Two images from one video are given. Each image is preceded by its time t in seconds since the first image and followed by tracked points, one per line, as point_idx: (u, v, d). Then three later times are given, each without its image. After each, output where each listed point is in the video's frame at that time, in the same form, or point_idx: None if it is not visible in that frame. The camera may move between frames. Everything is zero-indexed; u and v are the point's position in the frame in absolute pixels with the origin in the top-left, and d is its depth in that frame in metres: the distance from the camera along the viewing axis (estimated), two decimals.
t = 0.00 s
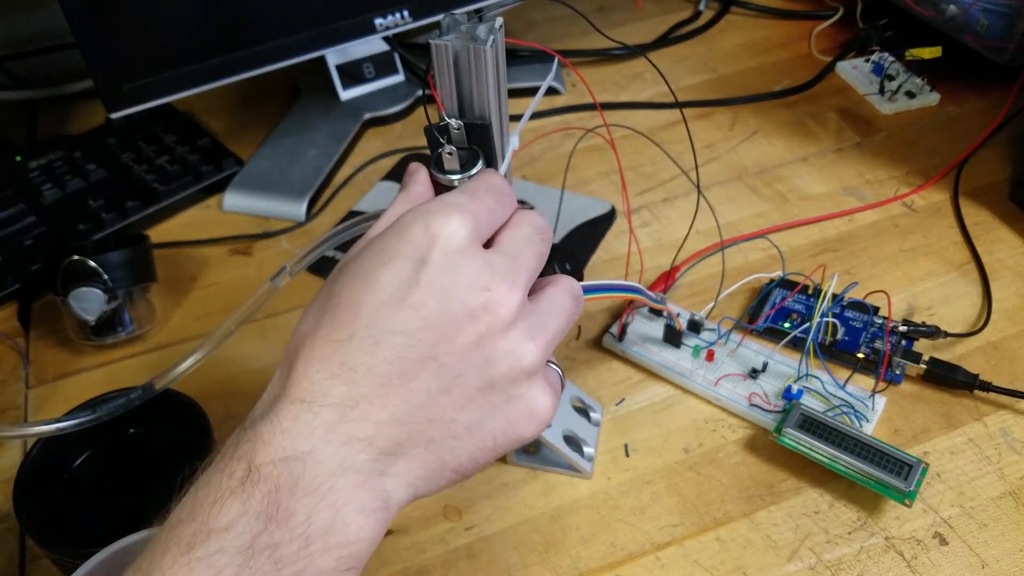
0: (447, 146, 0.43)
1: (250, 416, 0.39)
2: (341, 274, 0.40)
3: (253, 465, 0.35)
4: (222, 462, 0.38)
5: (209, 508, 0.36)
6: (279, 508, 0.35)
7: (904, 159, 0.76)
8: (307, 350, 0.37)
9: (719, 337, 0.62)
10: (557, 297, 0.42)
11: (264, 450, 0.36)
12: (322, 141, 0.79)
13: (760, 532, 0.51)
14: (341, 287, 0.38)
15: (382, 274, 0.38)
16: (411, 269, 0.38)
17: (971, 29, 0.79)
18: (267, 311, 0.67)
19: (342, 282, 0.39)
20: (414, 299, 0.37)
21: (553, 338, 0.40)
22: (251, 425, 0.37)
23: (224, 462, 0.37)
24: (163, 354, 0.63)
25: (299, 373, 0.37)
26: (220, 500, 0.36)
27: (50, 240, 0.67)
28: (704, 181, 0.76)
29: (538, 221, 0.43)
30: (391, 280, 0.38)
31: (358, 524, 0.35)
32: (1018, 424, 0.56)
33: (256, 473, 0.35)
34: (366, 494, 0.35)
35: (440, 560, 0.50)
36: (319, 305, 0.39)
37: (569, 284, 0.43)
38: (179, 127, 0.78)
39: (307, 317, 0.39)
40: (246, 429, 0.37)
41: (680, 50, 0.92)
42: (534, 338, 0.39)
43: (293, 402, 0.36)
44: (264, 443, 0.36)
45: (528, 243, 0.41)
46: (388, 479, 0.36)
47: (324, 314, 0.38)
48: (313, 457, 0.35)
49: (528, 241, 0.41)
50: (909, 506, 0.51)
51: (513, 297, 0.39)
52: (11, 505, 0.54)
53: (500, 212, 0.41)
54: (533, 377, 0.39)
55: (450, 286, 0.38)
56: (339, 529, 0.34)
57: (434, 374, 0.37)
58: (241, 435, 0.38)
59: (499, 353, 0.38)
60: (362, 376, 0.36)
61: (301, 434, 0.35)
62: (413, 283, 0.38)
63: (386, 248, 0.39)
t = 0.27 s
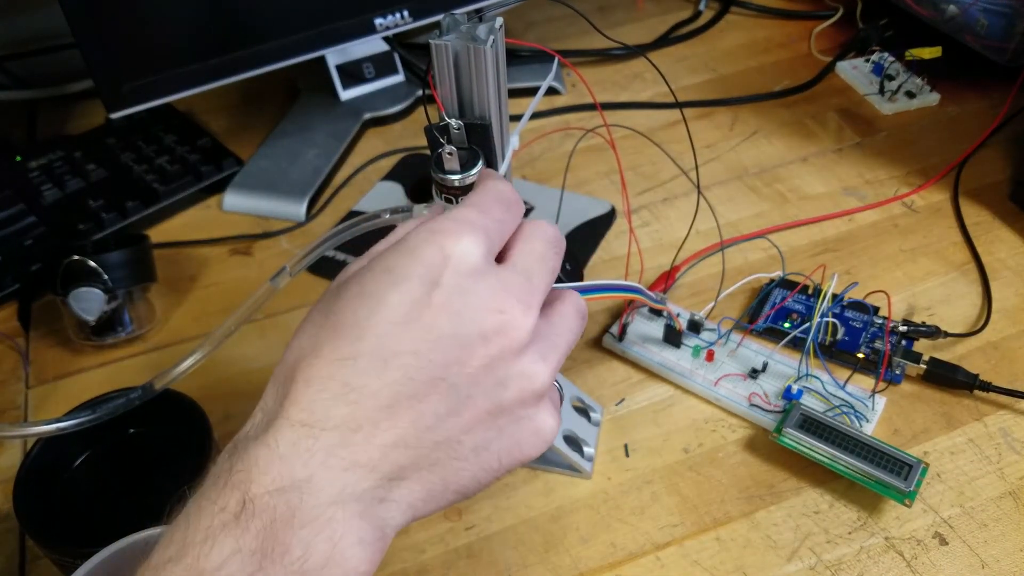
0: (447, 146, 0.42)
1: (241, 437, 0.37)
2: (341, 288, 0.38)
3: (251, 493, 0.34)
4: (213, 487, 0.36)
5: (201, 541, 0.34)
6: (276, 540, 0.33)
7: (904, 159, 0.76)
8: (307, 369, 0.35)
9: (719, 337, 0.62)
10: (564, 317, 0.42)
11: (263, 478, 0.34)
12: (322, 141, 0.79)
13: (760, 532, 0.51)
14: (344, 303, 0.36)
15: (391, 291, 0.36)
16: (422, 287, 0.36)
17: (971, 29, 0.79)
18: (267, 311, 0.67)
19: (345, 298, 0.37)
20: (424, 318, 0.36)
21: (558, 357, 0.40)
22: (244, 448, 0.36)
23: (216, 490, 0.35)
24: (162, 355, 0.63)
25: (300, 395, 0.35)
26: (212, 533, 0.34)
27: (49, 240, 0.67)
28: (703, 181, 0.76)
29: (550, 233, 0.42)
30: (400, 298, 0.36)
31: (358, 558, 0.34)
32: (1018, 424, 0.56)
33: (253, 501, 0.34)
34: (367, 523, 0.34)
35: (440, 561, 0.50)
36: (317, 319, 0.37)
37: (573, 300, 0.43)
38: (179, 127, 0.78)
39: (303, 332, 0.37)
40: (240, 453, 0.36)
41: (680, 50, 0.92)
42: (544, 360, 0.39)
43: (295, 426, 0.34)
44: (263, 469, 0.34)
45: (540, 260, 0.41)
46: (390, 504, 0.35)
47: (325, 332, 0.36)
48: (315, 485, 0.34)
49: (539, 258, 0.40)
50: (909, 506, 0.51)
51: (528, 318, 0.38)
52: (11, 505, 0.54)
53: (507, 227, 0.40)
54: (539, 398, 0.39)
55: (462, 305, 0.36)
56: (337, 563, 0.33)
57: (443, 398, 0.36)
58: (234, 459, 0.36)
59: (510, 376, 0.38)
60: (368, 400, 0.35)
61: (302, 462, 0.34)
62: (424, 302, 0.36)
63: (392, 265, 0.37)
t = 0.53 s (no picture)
0: (447, 147, 0.42)
1: (242, 429, 0.36)
2: (353, 278, 0.37)
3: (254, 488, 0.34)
4: (210, 480, 0.35)
5: (197, 537, 0.34)
6: (276, 541, 0.33)
7: (904, 159, 0.76)
8: (318, 363, 0.35)
9: (719, 337, 0.62)
10: (568, 328, 0.43)
11: (268, 474, 0.34)
12: (323, 141, 0.79)
13: (760, 532, 0.51)
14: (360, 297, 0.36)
15: (410, 288, 0.36)
16: (442, 286, 0.36)
17: (971, 29, 0.79)
18: (267, 311, 0.67)
19: (360, 291, 0.36)
20: (443, 318, 0.36)
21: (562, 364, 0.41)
22: (245, 441, 0.35)
23: (215, 485, 0.35)
24: (163, 355, 0.63)
25: (311, 391, 0.34)
26: (209, 530, 0.34)
27: (49, 240, 0.67)
28: (704, 181, 0.76)
29: (569, 239, 0.42)
30: (419, 296, 0.36)
31: (356, 562, 0.34)
32: (1018, 424, 0.56)
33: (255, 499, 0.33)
34: (365, 526, 0.35)
35: (440, 561, 0.50)
36: (327, 311, 0.36)
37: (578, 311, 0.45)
38: (179, 127, 0.78)
39: (311, 322, 0.37)
40: (242, 446, 0.35)
41: (680, 50, 0.92)
42: (555, 366, 0.40)
43: (305, 421, 0.34)
44: (269, 466, 0.34)
45: (558, 266, 0.41)
46: (388, 506, 0.36)
47: (338, 326, 0.35)
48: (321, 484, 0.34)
49: (556, 263, 0.41)
50: (909, 506, 0.51)
51: (545, 325, 0.38)
52: (11, 505, 0.54)
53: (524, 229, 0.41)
54: (544, 405, 0.40)
55: (481, 307, 0.37)
56: (335, 567, 0.33)
57: (454, 400, 0.36)
58: (234, 451, 0.35)
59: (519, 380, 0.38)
60: (379, 400, 0.34)
61: (311, 460, 0.34)
62: (442, 301, 0.36)
63: (410, 261, 0.37)
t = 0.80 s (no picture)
0: (447, 147, 0.42)
1: (253, 418, 0.36)
2: (368, 268, 0.37)
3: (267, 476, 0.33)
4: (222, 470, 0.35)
5: (209, 525, 0.33)
6: (287, 530, 0.33)
7: (904, 159, 0.76)
8: (333, 350, 0.35)
9: (719, 337, 0.62)
10: (574, 328, 0.44)
11: (283, 461, 0.33)
12: (323, 141, 0.79)
13: (760, 532, 0.51)
14: (376, 285, 0.36)
15: (425, 276, 0.36)
16: (456, 276, 0.37)
17: (971, 29, 0.79)
18: (267, 311, 0.67)
19: (375, 280, 0.36)
20: (456, 307, 0.36)
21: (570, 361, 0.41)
22: (258, 429, 0.35)
23: (227, 472, 0.35)
24: (163, 354, 0.63)
25: (326, 376, 0.34)
26: (221, 517, 0.33)
27: (50, 240, 0.67)
28: (703, 181, 0.76)
29: (576, 242, 0.43)
30: (433, 285, 0.36)
31: (367, 553, 0.33)
32: (1018, 424, 0.56)
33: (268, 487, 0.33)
34: (376, 516, 0.34)
35: (440, 560, 0.50)
36: (342, 299, 0.37)
37: (579, 316, 0.45)
38: (179, 127, 0.78)
39: (326, 311, 0.37)
40: (256, 434, 0.35)
41: (680, 50, 0.92)
42: (564, 362, 0.40)
43: (319, 407, 0.34)
44: (283, 453, 0.33)
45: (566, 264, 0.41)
46: (399, 497, 0.35)
47: (352, 313, 0.36)
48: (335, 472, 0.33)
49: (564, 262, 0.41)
50: (909, 506, 0.51)
51: (556, 317, 0.38)
52: (11, 505, 0.54)
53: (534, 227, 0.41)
54: (553, 403, 0.40)
55: (493, 298, 0.37)
56: (346, 557, 0.33)
57: (466, 390, 0.36)
58: (247, 440, 0.35)
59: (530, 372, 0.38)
60: (393, 386, 0.34)
61: (324, 448, 0.33)
62: (456, 290, 0.36)
63: (424, 251, 0.37)
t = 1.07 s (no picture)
0: (447, 147, 0.42)
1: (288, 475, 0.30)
2: (439, 309, 0.33)
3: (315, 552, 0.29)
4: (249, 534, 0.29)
5: None
6: None
7: (905, 159, 0.76)
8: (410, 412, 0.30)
9: (719, 337, 0.62)
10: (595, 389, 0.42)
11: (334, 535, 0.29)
12: (323, 141, 0.79)
13: (760, 532, 0.51)
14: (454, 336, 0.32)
15: (505, 335, 0.33)
16: (535, 339, 0.34)
17: (971, 29, 0.79)
18: (267, 311, 0.67)
19: (455, 332, 0.32)
20: (542, 374, 0.34)
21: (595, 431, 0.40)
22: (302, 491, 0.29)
23: (283, 519, 0.29)
24: (163, 354, 0.63)
25: (395, 444, 0.30)
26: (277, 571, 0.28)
27: (50, 240, 0.67)
28: (703, 181, 0.76)
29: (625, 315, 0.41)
30: (513, 346, 0.33)
31: None
32: (1018, 424, 0.56)
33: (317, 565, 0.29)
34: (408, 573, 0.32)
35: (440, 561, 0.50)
36: (412, 345, 0.32)
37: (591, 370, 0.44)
38: (179, 127, 0.79)
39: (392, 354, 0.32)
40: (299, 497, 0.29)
41: (680, 50, 0.92)
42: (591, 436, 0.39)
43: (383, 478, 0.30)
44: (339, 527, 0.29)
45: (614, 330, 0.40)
46: (426, 555, 0.33)
47: (430, 369, 0.31)
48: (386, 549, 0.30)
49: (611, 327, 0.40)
50: (910, 506, 0.51)
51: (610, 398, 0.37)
52: (11, 505, 0.54)
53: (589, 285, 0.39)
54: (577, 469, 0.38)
55: (564, 366, 0.34)
56: None
57: (524, 459, 0.34)
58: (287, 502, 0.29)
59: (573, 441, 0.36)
60: (466, 455, 0.32)
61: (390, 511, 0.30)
62: (533, 355, 0.33)
63: (503, 305, 0.33)
